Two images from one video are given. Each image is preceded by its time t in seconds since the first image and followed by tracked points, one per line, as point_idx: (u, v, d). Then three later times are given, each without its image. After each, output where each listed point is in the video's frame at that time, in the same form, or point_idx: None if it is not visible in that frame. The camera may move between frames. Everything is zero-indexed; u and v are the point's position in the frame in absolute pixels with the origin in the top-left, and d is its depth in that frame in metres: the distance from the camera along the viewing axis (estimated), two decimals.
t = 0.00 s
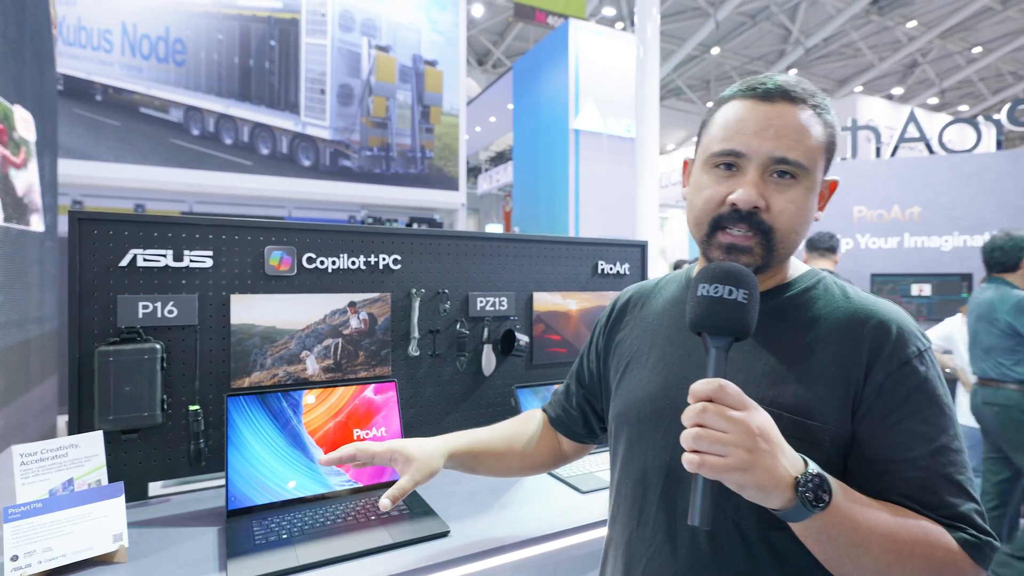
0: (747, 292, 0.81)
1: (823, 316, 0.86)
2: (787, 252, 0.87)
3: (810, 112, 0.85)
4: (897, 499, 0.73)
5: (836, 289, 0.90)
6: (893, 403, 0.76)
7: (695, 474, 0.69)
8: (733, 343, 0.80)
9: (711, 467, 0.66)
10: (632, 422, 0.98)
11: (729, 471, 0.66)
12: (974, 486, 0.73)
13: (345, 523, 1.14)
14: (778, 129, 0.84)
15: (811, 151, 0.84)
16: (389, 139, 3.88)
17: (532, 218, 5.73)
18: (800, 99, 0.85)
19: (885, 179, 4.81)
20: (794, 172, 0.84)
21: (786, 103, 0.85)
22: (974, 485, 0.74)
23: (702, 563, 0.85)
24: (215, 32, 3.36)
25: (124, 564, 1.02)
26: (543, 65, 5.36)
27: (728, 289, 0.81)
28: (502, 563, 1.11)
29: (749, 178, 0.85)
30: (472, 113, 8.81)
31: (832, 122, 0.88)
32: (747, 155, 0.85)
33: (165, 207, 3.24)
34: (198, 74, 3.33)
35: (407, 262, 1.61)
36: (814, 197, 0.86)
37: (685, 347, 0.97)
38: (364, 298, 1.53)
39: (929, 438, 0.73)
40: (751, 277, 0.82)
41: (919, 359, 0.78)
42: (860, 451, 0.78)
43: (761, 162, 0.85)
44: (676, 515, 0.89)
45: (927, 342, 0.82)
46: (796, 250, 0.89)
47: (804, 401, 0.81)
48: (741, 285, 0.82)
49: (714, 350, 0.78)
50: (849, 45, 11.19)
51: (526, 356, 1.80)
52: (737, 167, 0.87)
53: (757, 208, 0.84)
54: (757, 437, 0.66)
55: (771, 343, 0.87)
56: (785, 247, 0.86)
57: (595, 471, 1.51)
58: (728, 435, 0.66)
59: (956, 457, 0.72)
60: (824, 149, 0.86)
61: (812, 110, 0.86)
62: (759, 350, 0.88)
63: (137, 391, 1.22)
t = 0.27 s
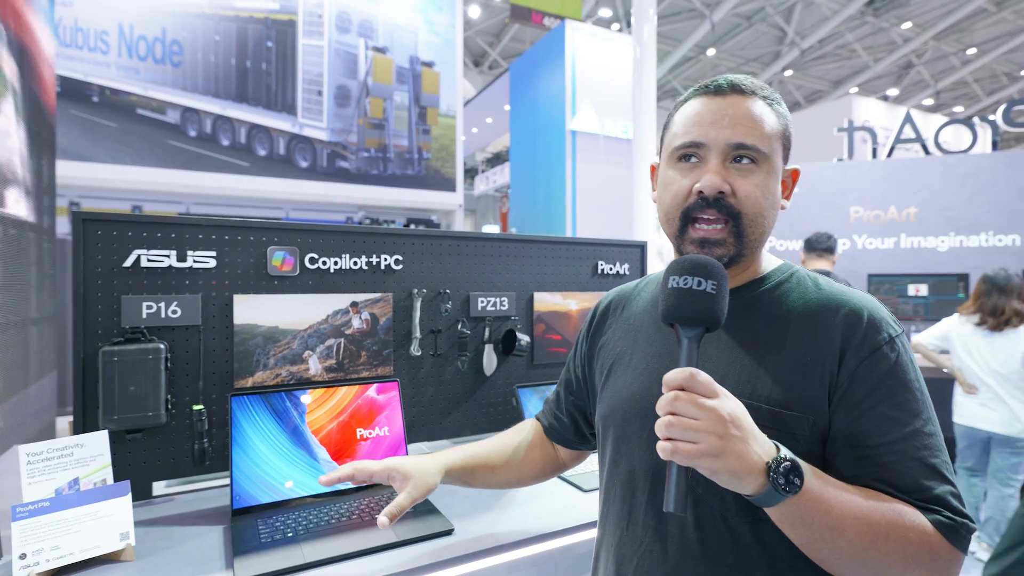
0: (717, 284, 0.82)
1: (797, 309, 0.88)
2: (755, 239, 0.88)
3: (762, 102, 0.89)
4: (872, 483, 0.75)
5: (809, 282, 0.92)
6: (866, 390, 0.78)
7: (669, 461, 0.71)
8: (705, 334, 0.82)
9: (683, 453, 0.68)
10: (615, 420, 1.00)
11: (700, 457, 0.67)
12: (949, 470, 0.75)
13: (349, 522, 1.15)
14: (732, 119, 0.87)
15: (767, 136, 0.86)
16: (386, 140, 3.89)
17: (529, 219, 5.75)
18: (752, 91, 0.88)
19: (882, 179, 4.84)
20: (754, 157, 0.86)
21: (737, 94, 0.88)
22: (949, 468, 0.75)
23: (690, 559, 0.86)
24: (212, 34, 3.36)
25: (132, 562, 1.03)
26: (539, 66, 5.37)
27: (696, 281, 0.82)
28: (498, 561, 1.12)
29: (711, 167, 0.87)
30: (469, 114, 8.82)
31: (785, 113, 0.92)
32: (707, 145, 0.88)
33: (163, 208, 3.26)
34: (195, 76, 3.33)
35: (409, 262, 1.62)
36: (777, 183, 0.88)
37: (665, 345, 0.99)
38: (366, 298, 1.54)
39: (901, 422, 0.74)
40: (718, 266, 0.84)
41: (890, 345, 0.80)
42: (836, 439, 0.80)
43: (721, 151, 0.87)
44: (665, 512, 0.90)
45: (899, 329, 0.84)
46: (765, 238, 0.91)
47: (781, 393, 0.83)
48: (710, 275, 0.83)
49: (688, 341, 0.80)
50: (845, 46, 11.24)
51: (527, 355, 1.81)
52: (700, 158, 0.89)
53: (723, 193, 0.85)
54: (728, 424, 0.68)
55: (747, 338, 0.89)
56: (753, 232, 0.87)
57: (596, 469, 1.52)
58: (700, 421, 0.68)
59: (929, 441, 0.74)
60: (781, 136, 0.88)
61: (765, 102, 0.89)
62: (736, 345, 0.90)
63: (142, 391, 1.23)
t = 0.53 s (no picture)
0: (714, 279, 0.85)
1: (798, 308, 0.91)
2: (747, 235, 0.91)
3: (755, 105, 0.92)
4: (872, 478, 0.77)
5: (808, 282, 0.95)
6: (865, 386, 0.80)
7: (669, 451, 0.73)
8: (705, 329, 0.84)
9: (681, 443, 0.70)
10: (620, 420, 1.03)
11: (699, 447, 0.70)
12: (950, 464, 0.77)
13: (358, 519, 1.18)
14: (726, 120, 0.90)
15: (759, 136, 0.90)
16: (390, 143, 3.93)
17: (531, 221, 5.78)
18: (744, 94, 0.92)
19: (889, 180, 4.86)
20: (747, 156, 0.89)
21: (730, 98, 0.91)
22: (951, 463, 0.77)
23: (696, 556, 0.88)
24: (218, 39, 3.40)
25: (149, 555, 1.06)
26: (541, 68, 5.41)
27: (694, 277, 0.86)
28: (507, 559, 1.13)
29: (706, 166, 0.90)
30: (472, 116, 8.87)
31: (777, 116, 0.95)
32: (702, 145, 0.91)
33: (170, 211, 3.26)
34: (201, 80, 3.38)
35: (414, 264, 1.65)
36: (771, 181, 0.91)
37: (668, 347, 1.02)
38: (373, 300, 1.58)
39: (900, 417, 0.77)
40: (717, 263, 0.87)
41: (890, 341, 0.82)
42: (837, 436, 0.82)
43: (715, 150, 0.90)
44: (670, 511, 0.92)
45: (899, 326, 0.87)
46: (760, 235, 0.93)
47: (782, 392, 0.86)
48: (707, 271, 0.86)
49: (686, 335, 0.82)
50: (848, 45, 11.24)
51: (531, 356, 1.84)
52: (694, 158, 0.92)
53: (717, 190, 0.88)
54: (726, 416, 0.70)
55: (748, 338, 0.92)
56: (746, 229, 0.90)
57: (601, 469, 1.54)
58: (699, 413, 0.70)
59: (928, 435, 0.76)
60: (773, 136, 0.92)
61: (757, 104, 0.92)
62: (738, 345, 0.93)
63: (156, 389, 1.26)
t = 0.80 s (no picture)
0: (743, 284, 0.84)
1: (824, 312, 0.90)
2: (788, 239, 0.90)
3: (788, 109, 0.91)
4: (900, 485, 0.76)
5: (835, 286, 0.93)
6: (894, 392, 0.79)
7: (697, 454, 0.74)
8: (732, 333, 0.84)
9: (710, 447, 0.71)
10: (643, 423, 1.02)
11: (727, 451, 0.70)
12: (981, 472, 0.76)
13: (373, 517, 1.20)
14: (764, 123, 0.89)
15: (796, 139, 0.89)
16: (407, 145, 3.96)
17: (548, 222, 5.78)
18: (775, 99, 0.91)
19: (914, 180, 4.76)
20: (785, 161, 0.88)
21: (765, 102, 0.90)
22: (982, 471, 0.76)
23: (720, 560, 0.87)
24: (240, 44, 3.47)
25: (171, 550, 1.09)
26: (559, 69, 5.41)
27: (723, 281, 0.85)
28: (524, 560, 1.14)
29: (746, 170, 0.88)
30: (489, 118, 8.91)
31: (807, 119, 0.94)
32: (741, 149, 0.89)
33: (192, 214, 3.27)
34: (224, 85, 3.45)
35: (430, 266, 1.67)
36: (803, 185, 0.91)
37: (691, 351, 1.01)
38: (389, 301, 1.60)
39: (930, 424, 0.75)
40: (745, 266, 0.86)
41: (919, 347, 0.80)
42: (864, 442, 0.81)
43: (756, 154, 0.89)
44: (693, 515, 0.92)
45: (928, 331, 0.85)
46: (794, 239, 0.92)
47: (808, 397, 0.85)
48: (736, 276, 0.86)
49: (713, 340, 0.82)
50: (874, 41, 11.01)
51: (546, 357, 1.85)
52: (732, 162, 0.90)
53: (761, 195, 0.86)
54: (755, 420, 0.70)
55: (773, 343, 0.91)
56: (787, 233, 0.89)
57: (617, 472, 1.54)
58: (728, 416, 0.70)
59: (959, 443, 0.75)
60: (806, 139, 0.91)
61: (789, 109, 0.92)
62: (763, 349, 0.92)
63: (180, 388, 1.30)
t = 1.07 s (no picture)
0: (768, 292, 0.82)
1: (842, 317, 0.87)
2: (787, 247, 0.87)
3: (790, 111, 0.89)
4: (922, 495, 0.75)
5: (850, 291, 0.91)
6: (914, 401, 0.77)
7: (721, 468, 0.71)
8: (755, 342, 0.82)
9: (737, 461, 0.68)
10: (656, 431, 1.01)
11: (755, 465, 0.68)
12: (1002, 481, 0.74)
13: (381, 517, 1.21)
14: (761, 130, 0.87)
15: (797, 146, 0.86)
16: (423, 146, 3.99)
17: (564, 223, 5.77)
18: (779, 102, 0.89)
19: (937, 178, 4.65)
20: (783, 166, 0.85)
21: (766, 106, 0.89)
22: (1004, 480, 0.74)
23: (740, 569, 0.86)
24: (259, 49, 3.53)
25: (184, 546, 1.11)
26: (574, 70, 5.40)
27: (749, 289, 0.82)
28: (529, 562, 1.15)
29: (741, 177, 0.87)
30: (505, 119, 8.93)
31: (815, 122, 0.91)
32: (736, 156, 0.88)
33: (213, 216, 3.39)
34: (243, 89, 3.51)
35: (440, 267, 1.68)
36: (810, 190, 0.87)
37: (705, 358, 0.99)
38: (399, 303, 1.61)
39: (952, 433, 0.74)
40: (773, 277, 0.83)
41: (939, 354, 0.79)
42: (884, 452, 0.79)
43: (751, 160, 0.87)
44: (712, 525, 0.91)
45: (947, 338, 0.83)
46: (802, 247, 0.89)
47: (825, 406, 0.83)
48: (760, 284, 0.83)
49: (737, 351, 0.80)
50: (898, 37, 10.79)
51: (556, 359, 1.85)
52: (729, 169, 0.89)
53: (751, 202, 0.85)
54: (782, 432, 0.68)
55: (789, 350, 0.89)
56: (783, 241, 0.86)
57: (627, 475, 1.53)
58: (754, 429, 0.68)
59: (981, 452, 0.73)
60: (812, 146, 0.88)
61: (794, 112, 0.89)
62: (774, 357, 0.89)
63: (194, 387, 1.33)
